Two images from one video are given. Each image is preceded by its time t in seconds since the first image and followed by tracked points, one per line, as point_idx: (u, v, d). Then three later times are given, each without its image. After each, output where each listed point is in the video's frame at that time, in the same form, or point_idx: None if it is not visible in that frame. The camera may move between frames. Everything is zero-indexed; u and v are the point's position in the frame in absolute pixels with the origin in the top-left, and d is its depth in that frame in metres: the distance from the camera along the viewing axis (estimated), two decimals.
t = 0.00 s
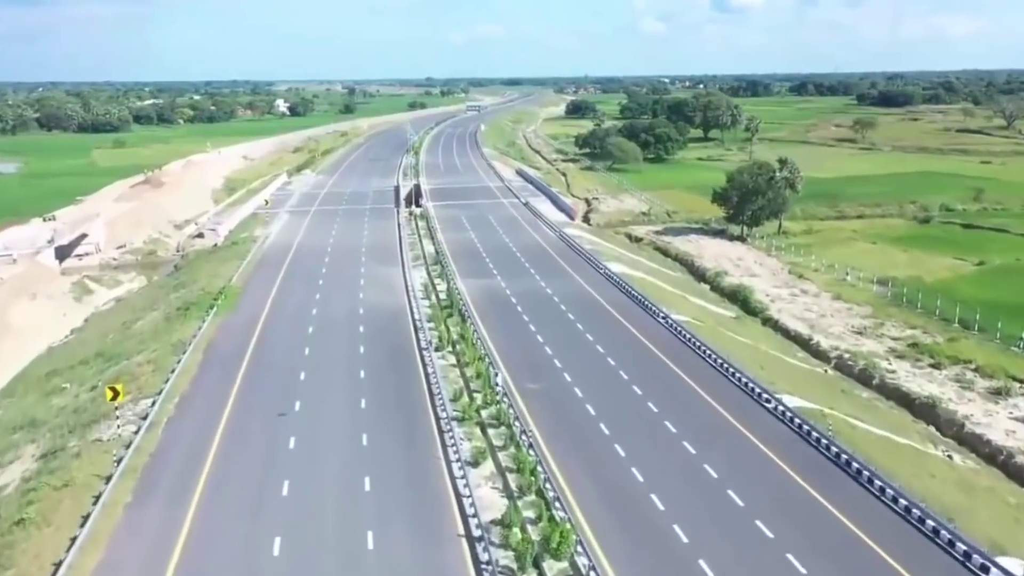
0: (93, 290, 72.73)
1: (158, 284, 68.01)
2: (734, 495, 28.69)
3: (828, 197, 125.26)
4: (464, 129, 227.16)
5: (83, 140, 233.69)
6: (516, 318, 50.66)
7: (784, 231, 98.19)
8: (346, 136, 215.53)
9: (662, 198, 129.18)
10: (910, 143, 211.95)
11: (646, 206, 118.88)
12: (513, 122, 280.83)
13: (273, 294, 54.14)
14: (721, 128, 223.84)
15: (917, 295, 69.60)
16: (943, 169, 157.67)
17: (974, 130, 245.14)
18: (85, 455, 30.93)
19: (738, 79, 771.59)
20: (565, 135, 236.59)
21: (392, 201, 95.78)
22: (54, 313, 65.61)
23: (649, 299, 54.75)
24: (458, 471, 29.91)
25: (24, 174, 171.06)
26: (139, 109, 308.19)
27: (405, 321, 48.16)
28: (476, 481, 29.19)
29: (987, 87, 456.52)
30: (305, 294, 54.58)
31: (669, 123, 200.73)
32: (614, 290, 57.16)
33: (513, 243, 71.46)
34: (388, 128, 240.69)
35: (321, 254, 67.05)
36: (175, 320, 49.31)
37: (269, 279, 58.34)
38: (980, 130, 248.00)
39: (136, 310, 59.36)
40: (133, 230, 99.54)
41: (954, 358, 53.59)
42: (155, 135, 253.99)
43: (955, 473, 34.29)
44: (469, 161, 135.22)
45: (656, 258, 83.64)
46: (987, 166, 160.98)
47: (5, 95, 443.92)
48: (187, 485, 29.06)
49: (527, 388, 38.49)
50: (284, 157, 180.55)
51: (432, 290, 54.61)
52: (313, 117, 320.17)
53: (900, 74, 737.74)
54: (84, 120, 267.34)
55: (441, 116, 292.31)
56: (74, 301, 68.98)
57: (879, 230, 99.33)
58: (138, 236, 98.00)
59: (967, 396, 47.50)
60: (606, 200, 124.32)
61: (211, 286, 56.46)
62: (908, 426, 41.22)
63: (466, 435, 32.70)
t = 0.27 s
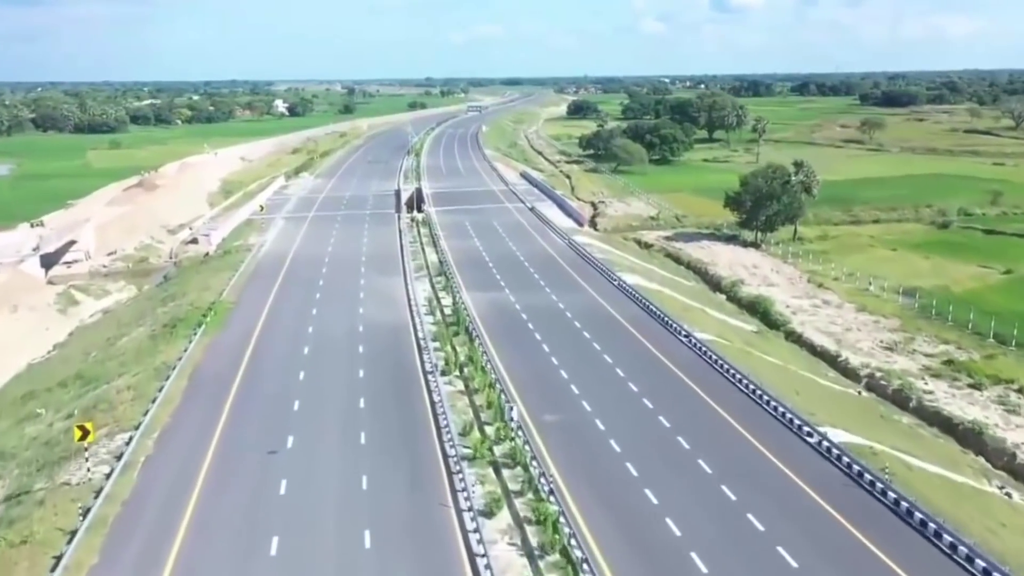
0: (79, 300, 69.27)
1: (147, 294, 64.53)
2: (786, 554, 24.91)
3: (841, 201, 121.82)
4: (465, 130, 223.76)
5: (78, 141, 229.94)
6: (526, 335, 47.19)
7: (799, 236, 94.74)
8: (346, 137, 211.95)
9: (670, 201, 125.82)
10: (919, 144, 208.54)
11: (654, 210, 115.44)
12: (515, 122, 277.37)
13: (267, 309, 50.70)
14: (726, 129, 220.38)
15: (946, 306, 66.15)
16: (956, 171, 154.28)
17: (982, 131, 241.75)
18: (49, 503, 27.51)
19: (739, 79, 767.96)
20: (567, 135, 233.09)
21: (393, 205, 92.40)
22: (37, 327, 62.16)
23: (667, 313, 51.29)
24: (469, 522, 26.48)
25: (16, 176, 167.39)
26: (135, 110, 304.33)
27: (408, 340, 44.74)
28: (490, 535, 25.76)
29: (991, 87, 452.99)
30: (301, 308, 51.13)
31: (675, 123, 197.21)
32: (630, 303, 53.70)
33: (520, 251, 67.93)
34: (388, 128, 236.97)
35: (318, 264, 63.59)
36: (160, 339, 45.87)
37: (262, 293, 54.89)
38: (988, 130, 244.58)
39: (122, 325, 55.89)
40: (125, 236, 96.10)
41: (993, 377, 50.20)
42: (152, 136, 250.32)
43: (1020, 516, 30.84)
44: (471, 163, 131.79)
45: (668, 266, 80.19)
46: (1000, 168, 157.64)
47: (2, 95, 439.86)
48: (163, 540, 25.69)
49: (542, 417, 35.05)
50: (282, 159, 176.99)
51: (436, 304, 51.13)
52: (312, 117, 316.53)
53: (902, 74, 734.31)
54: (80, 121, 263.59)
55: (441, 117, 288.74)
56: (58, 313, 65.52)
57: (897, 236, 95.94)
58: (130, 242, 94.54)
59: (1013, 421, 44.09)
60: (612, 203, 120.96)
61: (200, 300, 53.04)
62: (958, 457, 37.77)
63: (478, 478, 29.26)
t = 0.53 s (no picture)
0: (63, 314, 65.52)
1: (133, 308, 60.75)
2: None
3: (856, 205, 118.06)
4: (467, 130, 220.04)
5: (73, 142, 226.09)
6: (540, 356, 43.22)
7: (817, 242, 90.92)
8: (346, 138, 208.17)
9: (679, 205, 122.09)
10: (929, 145, 204.79)
11: (664, 215, 111.70)
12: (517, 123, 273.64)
13: (259, 328, 46.83)
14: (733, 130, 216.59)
15: (981, 320, 62.38)
16: (971, 173, 150.54)
17: (992, 132, 237.95)
18: None
19: (739, 78, 763.77)
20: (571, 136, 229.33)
21: (394, 210, 88.59)
22: (16, 344, 58.40)
23: (692, 331, 47.46)
24: None
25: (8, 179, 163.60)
26: (133, 110, 300.59)
27: (411, 365, 40.97)
28: None
29: (996, 87, 449.20)
30: (294, 327, 47.28)
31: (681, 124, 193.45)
32: (649, 319, 49.77)
33: (529, 261, 64.11)
34: (388, 129, 233.13)
35: (316, 277, 59.81)
36: (140, 363, 42.03)
37: (254, 308, 51.15)
38: (998, 131, 240.91)
39: (104, 343, 52.11)
40: (115, 243, 92.35)
41: None
42: (149, 137, 246.59)
43: None
44: (475, 166, 127.99)
45: (683, 275, 76.41)
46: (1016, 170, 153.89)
47: None
48: None
49: (562, 457, 31.41)
50: (280, 160, 173.20)
51: (441, 323, 47.25)
52: (311, 117, 312.71)
53: (905, 74, 730.48)
54: (76, 122, 259.82)
55: (442, 118, 284.96)
56: (39, 328, 61.74)
57: (919, 244, 92.17)
58: (120, 249, 90.82)
59: None
60: (620, 208, 117.24)
61: (187, 317, 49.23)
62: None
63: (494, 539, 25.42)
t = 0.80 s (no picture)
0: (47, 326, 62.39)
1: (120, 320, 57.56)
2: None
3: (868, 208, 114.96)
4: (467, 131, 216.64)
5: (68, 143, 222.64)
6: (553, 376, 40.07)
7: (833, 248, 87.78)
8: (345, 139, 204.83)
9: (687, 209, 119.00)
10: (937, 147, 201.65)
11: (672, 219, 108.58)
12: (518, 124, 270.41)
13: (252, 344, 43.82)
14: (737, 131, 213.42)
15: (1013, 333, 59.26)
16: (983, 175, 147.51)
17: (1000, 133, 234.73)
18: None
19: (740, 78, 760.32)
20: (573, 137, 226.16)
21: (395, 215, 85.46)
22: None
23: (714, 349, 44.33)
24: None
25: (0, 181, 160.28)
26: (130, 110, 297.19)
27: (414, 388, 38.07)
28: None
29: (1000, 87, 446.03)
30: (289, 345, 44.16)
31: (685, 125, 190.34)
32: (668, 336, 46.58)
33: (537, 271, 60.96)
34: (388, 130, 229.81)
35: (313, 288, 56.66)
36: (122, 385, 38.92)
37: (247, 323, 47.96)
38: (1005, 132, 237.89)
39: (87, 359, 48.94)
40: (105, 249, 89.22)
41: None
42: (146, 138, 243.22)
43: None
44: (477, 168, 124.86)
45: (697, 284, 73.27)
46: None
47: None
48: None
49: (582, 498, 28.37)
50: (278, 162, 169.95)
51: (446, 341, 44.11)
52: (310, 117, 309.28)
53: (907, 74, 727.34)
54: (72, 122, 256.36)
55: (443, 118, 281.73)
56: (21, 341, 58.55)
57: (938, 249, 89.06)
58: (110, 256, 87.69)
59: None
60: (627, 211, 114.07)
61: (175, 333, 46.08)
62: None
63: None
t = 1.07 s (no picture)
0: (28, 340, 58.99)
1: (105, 335, 54.02)
2: None
3: (883, 212, 111.47)
4: (468, 132, 213.00)
5: (64, 144, 219.42)
6: (570, 402, 36.54)
7: (852, 255, 84.27)
8: (344, 140, 201.38)
9: (696, 212, 115.55)
10: (947, 148, 198.21)
11: (681, 224, 105.16)
12: (520, 124, 267.00)
13: (242, 368, 40.35)
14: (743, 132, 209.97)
15: None
16: (997, 177, 144.12)
17: (1009, 134, 231.19)
18: None
19: (741, 78, 756.80)
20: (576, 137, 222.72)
21: (396, 221, 82.00)
22: None
23: (743, 371, 40.67)
24: None
25: None
26: (128, 110, 294.40)
27: (418, 418, 34.66)
28: None
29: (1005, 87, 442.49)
30: (282, 367, 40.60)
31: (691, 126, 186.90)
32: (691, 355, 42.92)
33: (547, 283, 57.34)
34: (388, 131, 226.45)
35: (310, 302, 53.05)
36: (97, 415, 35.27)
37: (237, 341, 44.35)
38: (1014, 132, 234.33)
39: (65, 381, 45.37)
40: (95, 256, 85.86)
41: None
42: (143, 138, 239.98)
43: None
44: (480, 170, 121.42)
45: (713, 294, 69.82)
46: None
47: None
48: None
49: (611, 558, 24.76)
50: (276, 163, 166.61)
51: (452, 364, 40.53)
52: (309, 118, 305.60)
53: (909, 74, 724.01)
54: (68, 123, 253.17)
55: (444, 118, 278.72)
56: None
57: (961, 257, 85.57)
58: (100, 263, 84.35)
59: None
60: (634, 215, 110.56)
61: (160, 354, 42.46)
62: None
63: None
